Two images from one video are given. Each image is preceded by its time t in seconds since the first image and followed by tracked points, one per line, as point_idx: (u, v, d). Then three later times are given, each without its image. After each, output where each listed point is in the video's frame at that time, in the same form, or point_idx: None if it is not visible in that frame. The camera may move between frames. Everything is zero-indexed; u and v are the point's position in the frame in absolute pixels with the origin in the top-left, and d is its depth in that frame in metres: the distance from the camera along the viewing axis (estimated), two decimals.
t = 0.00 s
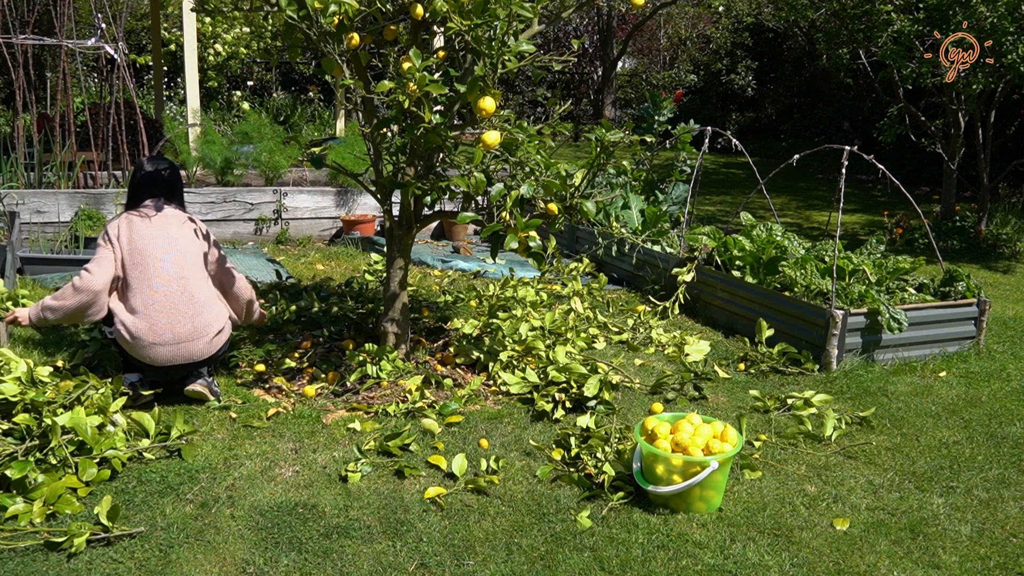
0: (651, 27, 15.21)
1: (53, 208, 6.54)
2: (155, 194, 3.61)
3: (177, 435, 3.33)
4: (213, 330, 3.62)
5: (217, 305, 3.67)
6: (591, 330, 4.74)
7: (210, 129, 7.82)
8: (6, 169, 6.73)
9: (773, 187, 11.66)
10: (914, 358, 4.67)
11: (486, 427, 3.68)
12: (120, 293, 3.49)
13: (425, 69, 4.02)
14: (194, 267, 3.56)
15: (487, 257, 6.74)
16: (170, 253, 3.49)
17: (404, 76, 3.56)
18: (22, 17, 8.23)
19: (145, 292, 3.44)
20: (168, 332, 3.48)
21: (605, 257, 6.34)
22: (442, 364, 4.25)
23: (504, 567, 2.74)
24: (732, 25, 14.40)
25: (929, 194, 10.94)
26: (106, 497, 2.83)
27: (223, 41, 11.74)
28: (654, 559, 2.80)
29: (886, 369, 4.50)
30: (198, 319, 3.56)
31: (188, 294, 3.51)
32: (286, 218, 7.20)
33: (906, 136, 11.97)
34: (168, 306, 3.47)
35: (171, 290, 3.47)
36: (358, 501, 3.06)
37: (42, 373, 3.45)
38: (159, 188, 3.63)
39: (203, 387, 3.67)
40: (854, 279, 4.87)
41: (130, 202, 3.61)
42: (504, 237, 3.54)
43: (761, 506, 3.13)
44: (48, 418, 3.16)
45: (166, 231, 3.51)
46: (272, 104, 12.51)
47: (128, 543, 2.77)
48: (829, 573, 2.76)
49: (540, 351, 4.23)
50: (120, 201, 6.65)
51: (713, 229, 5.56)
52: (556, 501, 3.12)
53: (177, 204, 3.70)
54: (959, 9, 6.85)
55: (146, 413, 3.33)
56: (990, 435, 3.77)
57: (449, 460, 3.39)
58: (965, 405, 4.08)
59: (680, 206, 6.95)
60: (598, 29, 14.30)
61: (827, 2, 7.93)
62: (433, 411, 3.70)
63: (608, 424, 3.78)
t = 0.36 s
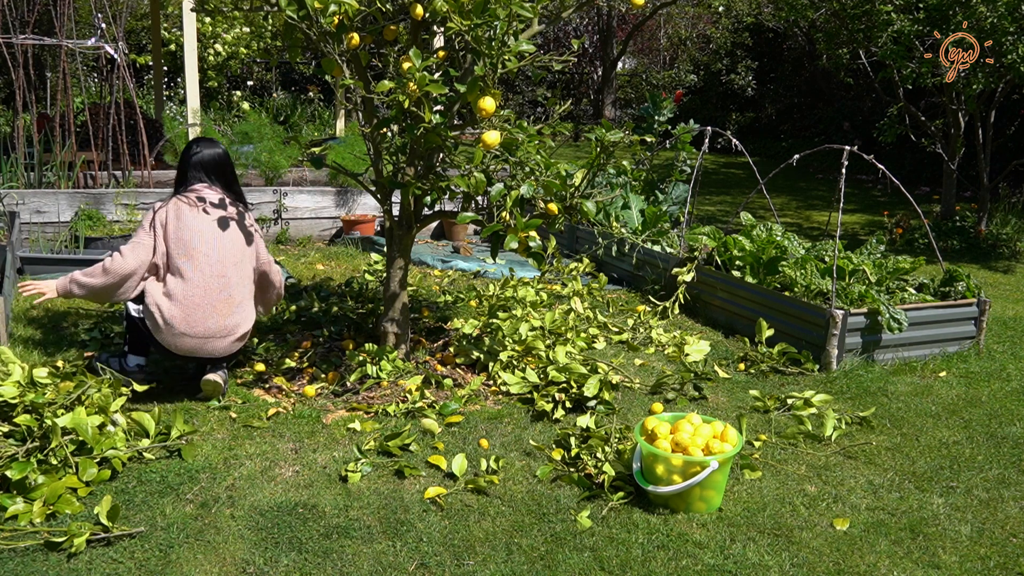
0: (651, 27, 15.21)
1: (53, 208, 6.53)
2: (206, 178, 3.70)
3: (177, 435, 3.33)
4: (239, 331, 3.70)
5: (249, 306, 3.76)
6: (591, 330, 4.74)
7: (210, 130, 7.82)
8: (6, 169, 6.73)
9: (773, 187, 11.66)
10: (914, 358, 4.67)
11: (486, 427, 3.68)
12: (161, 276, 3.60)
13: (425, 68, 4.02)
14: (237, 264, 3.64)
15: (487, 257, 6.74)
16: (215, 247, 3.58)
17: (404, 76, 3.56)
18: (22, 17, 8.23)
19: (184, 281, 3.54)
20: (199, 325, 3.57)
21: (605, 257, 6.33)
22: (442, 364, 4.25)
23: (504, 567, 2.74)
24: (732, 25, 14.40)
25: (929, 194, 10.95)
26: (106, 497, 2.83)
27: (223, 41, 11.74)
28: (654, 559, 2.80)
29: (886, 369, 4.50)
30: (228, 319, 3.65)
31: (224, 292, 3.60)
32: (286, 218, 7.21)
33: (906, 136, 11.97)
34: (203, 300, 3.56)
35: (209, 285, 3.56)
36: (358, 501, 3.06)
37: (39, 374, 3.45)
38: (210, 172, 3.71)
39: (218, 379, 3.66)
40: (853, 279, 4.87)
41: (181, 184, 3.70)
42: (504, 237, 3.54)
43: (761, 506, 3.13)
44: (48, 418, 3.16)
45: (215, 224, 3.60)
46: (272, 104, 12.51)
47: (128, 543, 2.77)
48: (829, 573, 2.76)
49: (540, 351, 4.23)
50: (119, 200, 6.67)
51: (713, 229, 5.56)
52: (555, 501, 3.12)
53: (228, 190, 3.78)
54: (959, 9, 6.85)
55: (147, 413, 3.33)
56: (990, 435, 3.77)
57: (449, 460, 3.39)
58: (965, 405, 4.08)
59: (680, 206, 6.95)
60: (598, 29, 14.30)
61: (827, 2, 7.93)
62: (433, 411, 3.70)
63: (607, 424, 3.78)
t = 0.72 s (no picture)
0: (651, 27, 15.21)
1: (53, 208, 6.52)
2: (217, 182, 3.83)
3: (177, 435, 3.33)
4: (220, 324, 3.67)
5: (235, 301, 3.73)
6: (591, 330, 4.74)
7: (210, 130, 7.82)
8: (6, 169, 6.73)
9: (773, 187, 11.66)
10: (914, 358, 4.67)
11: (486, 427, 3.68)
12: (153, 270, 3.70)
13: (425, 69, 4.02)
14: (219, 257, 3.66)
15: (487, 257, 6.74)
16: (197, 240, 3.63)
17: (404, 76, 3.56)
18: (22, 17, 8.22)
19: (162, 270, 3.61)
20: (174, 315, 3.59)
21: (605, 257, 6.33)
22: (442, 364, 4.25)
23: (504, 567, 2.74)
24: (732, 25, 14.40)
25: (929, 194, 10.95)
26: (106, 496, 2.83)
27: (223, 41, 11.74)
28: (654, 559, 2.80)
29: (886, 369, 4.50)
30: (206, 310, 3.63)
31: (201, 282, 3.61)
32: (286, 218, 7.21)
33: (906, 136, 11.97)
34: (179, 289, 3.59)
35: (185, 274, 3.60)
36: (358, 501, 3.06)
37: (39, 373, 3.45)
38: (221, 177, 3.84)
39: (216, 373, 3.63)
40: (853, 279, 4.88)
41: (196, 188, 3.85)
42: (504, 237, 3.54)
43: (761, 506, 3.13)
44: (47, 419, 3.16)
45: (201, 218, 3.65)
46: (272, 104, 12.50)
47: (128, 543, 2.77)
48: (829, 573, 2.76)
49: (540, 351, 4.23)
50: (120, 200, 6.65)
51: (713, 229, 5.56)
52: (556, 501, 3.12)
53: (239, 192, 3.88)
54: (959, 9, 6.85)
55: (147, 414, 3.33)
56: (990, 435, 3.77)
57: (449, 460, 3.39)
58: (965, 405, 4.08)
59: (680, 206, 6.95)
60: (598, 29, 14.30)
61: (827, 2, 7.93)
62: (433, 411, 3.70)
63: (608, 424, 3.78)
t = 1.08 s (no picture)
0: (651, 27, 15.22)
1: (53, 208, 6.52)
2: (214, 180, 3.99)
3: (177, 435, 3.33)
4: (174, 299, 3.78)
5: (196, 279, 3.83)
6: (591, 330, 4.74)
7: (210, 130, 7.82)
8: (6, 169, 6.73)
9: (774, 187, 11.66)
10: (914, 358, 4.67)
11: (486, 427, 3.68)
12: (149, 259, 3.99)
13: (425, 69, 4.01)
14: (184, 237, 3.81)
15: (487, 257, 6.74)
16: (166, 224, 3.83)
17: (404, 76, 3.56)
18: (22, 17, 8.22)
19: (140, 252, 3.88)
20: (134, 289, 3.80)
21: (605, 257, 6.33)
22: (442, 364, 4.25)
23: (504, 567, 2.74)
24: (732, 25, 14.40)
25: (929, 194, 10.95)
26: (105, 497, 2.83)
27: (223, 41, 11.74)
28: (654, 559, 2.80)
29: (886, 369, 4.50)
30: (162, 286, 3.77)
31: (160, 259, 3.79)
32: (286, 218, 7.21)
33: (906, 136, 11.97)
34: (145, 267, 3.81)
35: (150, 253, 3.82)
36: (358, 501, 3.06)
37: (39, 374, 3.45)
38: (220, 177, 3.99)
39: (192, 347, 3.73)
40: (853, 279, 4.88)
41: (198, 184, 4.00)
42: (504, 237, 3.54)
43: (761, 506, 3.13)
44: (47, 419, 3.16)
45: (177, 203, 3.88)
46: (272, 104, 12.50)
47: (128, 543, 2.77)
48: (829, 573, 2.76)
49: (540, 351, 4.23)
50: (119, 200, 6.65)
51: (713, 229, 5.57)
52: (556, 501, 3.12)
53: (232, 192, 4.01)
54: (959, 9, 6.85)
55: (147, 414, 3.33)
56: (990, 435, 3.77)
57: (449, 460, 3.39)
58: (965, 405, 4.08)
59: (680, 206, 6.95)
60: (598, 29, 14.30)
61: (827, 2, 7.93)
62: (433, 411, 3.70)
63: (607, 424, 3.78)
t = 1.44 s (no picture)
0: (651, 27, 15.22)
1: (53, 208, 6.52)
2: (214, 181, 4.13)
3: (177, 435, 3.33)
4: (156, 292, 3.92)
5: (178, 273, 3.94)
6: (591, 330, 4.74)
7: (210, 130, 7.82)
8: (6, 169, 6.74)
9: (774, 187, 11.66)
10: (914, 358, 4.67)
11: (486, 427, 3.68)
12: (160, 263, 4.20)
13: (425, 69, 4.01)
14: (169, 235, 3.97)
15: (487, 257, 6.74)
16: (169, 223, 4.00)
17: (404, 76, 3.56)
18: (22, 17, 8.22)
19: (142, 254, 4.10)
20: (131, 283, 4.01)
21: (605, 257, 6.33)
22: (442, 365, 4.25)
23: (504, 567, 2.74)
24: (732, 25, 14.40)
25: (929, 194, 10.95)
26: (105, 497, 2.83)
27: (223, 41, 11.74)
28: (654, 559, 2.80)
29: (886, 369, 4.50)
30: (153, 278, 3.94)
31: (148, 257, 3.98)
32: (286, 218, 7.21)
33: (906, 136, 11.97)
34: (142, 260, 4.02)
35: (143, 253, 4.03)
36: (358, 501, 3.06)
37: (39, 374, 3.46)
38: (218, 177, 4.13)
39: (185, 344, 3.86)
40: (854, 279, 4.88)
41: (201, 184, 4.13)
42: (504, 237, 3.54)
43: (761, 506, 3.13)
44: (48, 419, 3.16)
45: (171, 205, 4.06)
46: (272, 104, 12.50)
47: (128, 543, 2.77)
48: (829, 573, 2.76)
49: (540, 351, 4.23)
50: (119, 200, 6.65)
51: (713, 229, 5.57)
52: (555, 501, 3.12)
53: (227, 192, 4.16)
54: (959, 9, 6.85)
55: (146, 414, 3.33)
56: (990, 435, 3.77)
57: (449, 460, 3.39)
58: (965, 405, 4.08)
59: (680, 206, 6.95)
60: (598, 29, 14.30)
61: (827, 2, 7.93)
62: (433, 411, 3.70)
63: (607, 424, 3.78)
